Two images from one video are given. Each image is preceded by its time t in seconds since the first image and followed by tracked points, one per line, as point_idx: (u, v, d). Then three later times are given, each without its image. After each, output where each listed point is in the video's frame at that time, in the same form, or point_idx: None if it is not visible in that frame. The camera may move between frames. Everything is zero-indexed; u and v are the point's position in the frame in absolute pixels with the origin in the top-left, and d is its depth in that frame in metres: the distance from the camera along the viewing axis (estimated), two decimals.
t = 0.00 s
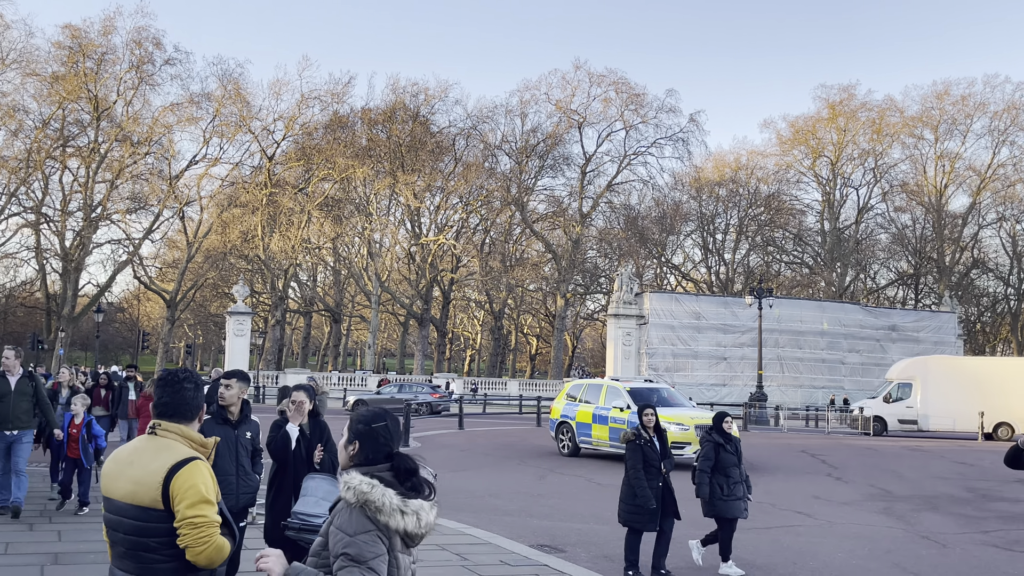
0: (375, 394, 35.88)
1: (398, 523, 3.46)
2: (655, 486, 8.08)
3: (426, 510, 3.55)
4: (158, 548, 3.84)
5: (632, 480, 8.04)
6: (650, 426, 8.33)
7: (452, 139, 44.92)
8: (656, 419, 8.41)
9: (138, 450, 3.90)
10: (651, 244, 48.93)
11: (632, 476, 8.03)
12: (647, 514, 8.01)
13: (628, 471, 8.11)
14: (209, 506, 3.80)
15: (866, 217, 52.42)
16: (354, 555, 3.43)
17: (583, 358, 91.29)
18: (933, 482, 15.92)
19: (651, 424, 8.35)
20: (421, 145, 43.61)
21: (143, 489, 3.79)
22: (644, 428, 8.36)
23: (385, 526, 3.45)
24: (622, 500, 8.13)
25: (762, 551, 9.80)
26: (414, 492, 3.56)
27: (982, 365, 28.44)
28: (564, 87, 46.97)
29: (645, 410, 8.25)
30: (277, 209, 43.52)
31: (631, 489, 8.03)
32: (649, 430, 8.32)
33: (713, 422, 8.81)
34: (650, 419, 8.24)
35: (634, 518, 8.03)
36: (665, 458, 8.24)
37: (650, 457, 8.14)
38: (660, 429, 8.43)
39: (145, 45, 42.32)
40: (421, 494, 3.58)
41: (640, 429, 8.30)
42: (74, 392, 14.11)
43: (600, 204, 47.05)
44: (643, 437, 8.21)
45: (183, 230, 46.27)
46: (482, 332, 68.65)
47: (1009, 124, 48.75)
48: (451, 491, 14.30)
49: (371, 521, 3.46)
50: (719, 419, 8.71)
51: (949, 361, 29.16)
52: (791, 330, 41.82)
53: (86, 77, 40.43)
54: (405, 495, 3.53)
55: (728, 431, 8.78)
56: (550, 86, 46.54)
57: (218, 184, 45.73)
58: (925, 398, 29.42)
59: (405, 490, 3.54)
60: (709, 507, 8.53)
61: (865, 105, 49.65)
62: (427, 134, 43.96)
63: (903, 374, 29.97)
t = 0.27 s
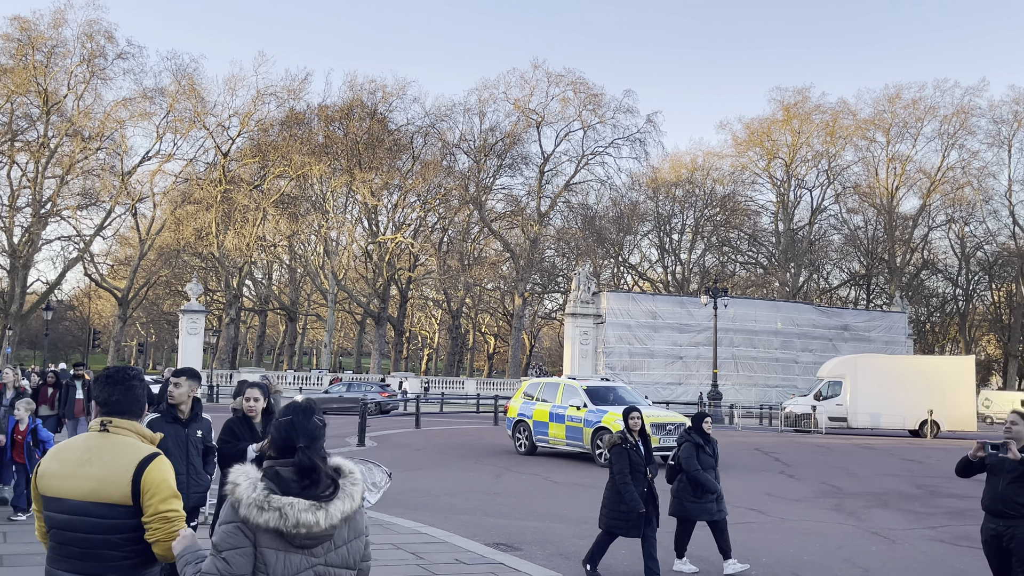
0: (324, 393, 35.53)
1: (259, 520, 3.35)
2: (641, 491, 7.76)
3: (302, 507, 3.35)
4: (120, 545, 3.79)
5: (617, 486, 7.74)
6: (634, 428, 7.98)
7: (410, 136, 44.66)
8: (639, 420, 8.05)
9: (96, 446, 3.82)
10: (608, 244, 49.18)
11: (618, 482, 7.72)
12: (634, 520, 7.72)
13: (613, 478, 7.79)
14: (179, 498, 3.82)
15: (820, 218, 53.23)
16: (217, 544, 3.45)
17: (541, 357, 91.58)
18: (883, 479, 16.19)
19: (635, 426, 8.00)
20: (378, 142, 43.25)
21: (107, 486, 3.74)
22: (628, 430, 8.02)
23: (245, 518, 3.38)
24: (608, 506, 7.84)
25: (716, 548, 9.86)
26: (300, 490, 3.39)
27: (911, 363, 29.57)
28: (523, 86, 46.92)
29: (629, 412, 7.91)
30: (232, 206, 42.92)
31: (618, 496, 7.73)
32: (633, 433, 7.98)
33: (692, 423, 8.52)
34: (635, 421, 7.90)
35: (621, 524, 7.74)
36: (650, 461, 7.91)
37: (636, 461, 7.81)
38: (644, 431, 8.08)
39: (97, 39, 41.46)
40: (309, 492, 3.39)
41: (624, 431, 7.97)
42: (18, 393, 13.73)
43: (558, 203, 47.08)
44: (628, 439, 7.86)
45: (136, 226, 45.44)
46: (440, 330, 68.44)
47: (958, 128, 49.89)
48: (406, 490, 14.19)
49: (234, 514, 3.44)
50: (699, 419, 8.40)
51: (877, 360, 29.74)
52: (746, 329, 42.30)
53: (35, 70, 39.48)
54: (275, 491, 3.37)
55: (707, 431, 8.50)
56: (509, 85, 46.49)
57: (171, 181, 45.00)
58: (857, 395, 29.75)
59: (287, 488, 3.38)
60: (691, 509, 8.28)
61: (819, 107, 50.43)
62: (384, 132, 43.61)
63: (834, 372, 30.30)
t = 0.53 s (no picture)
0: (269, 392, 35.12)
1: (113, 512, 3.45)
2: (621, 484, 7.80)
3: (147, 499, 3.37)
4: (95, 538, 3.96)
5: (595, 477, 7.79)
6: (616, 421, 8.01)
7: (366, 134, 44.28)
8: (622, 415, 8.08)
9: (79, 453, 3.95)
10: (564, 243, 49.35)
11: (596, 475, 7.78)
12: (612, 514, 7.73)
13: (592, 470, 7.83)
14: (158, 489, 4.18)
15: (772, 219, 53.95)
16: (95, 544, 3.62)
17: (497, 356, 91.59)
18: (832, 476, 16.47)
19: (617, 420, 8.03)
20: (333, 139, 42.74)
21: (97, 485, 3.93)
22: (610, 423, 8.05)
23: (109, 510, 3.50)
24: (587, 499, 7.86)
25: (668, 545, 9.96)
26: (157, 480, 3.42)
27: (840, 358, 30.22)
28: (479, 84, 46.79)
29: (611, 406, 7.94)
30: (184, 202, 42.21)
31: (597, 489, 7.76)
32: (615, 426, 8.00)
33: (673, 420, 8.56)
34: (618, 414, 7.93)
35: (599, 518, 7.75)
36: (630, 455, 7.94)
37: (615, 454, 7.85)
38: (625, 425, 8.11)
39: (45, 31, 40.48)
40: (163, 484, 3.40)
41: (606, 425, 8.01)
42: None
43: (514, 202, 46.99)
44: (610, 432, 7.90)
45: (84, 223, 44.47)
46: (395, 329, 68.07)
47: (906, 131, 50.95)
48: (360, 489, 14.07)
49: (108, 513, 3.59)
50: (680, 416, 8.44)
51: (808, 360, 30.42)
52: (699, 328, 42.75)
53: None
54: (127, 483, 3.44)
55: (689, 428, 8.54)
56: (465, 83, 46.37)
57: (121, 176, 44.11)
58: (786, 394, 30.61)
59: (146, 479, 3.45)
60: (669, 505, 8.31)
61: (772, 109, 51.12)
62: (339, 129, 43.08)
63: (766, 370, 31.18)
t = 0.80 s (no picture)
0: (211, 391, 34.54)
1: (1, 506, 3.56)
2: (602, 492, 7.66)
3: (23, 493, 3.45)
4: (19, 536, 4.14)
5: (577, 486, 7.67)
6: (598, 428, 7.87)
7: (319, 130, 43.78)
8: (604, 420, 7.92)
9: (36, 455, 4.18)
10: (518, 241, 49.37)
11: (577, 484, 7.66)
12: (595, 523, 7.59)
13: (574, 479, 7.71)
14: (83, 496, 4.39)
15: (724, 219, 54.57)
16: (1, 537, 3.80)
17: (450, 355, 91.29)
18: (780, 473, 16.70)
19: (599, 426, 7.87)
20: (285, 135, 42.18)
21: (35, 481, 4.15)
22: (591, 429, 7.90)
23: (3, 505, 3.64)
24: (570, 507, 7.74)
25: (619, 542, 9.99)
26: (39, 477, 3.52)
27: (771, 354, 30.69)
28: (433, 82, 46.56)
29: (593, 413, 7.78)
30: (131, 197, 41.34)
31: (578, 498, 7.64)
32: (596, 432, 7.84)
33: (648, 417, 8.33)
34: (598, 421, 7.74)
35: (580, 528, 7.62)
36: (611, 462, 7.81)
37: (598, 462, 7.71)
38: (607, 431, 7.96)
39: None
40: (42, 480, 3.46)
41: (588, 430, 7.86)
42: None
43: (469, 200, 46.80)
44: (592, 441, 7.76)
45: (27, 218, 43.30)
46: (348, 327, 67.45)
47: (854, 134, 51.94)
48: (309, 488, 13.90)
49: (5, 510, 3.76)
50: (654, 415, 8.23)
51: (740, 358, 30.74)
52: (651, 327, 43.06)
53: None
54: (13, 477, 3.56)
55: (664, 425, 8.30)
56: (419, 81, 46.11)
57: (66, 170, 43.05)
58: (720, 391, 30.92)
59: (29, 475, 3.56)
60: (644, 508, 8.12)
61: (724, 111, 51.74)
62: (292, 125, 42.58)
63: (698, 368, 31.39)
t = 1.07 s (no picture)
0: (151, 389, 33.91)
1: None
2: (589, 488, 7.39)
3: None
4: None
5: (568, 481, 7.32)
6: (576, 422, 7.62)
7: (268, 125, 43.17)
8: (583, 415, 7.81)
9: None
10: (469, 239, 49.33)
11: (570, 478, 7.30)
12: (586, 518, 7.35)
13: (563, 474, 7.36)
14: None
15: (673, 219, 55.10)
16: None
17: (401, 352, 90.89)
18: (728, 470, 16.91)
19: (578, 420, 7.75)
20: (234, 130, 41.55)
21: None
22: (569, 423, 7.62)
23: None
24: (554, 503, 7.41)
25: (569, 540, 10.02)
26: None
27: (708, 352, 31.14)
28: (385, 79, 46.23)
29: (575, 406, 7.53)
30: (74, 192, 40.36)
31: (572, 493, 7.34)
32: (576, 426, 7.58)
33: (622, 420, 8.10)
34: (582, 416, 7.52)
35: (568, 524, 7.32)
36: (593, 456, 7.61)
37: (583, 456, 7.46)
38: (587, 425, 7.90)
39: None
40: None
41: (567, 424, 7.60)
42: None
43: (420, 198, 46.47)
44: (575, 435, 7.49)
45: None
46: (297, 325, 66.69)
47: (801, 136, 52.86)
48: (256, 488, 13.71)
49: None
50: (629, 415, 8.05)
51: (672, 356, 31.27)
52: (602, 326, 43.32)
53: None
54: None
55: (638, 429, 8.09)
56: (370, 77, 45.75)
57: (6, 163, 41.91)
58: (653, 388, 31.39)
59: None
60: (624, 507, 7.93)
61: (674, 111, 52.27)
62: (240, 120, 41.92)
63: (632, 366, 31.84)
